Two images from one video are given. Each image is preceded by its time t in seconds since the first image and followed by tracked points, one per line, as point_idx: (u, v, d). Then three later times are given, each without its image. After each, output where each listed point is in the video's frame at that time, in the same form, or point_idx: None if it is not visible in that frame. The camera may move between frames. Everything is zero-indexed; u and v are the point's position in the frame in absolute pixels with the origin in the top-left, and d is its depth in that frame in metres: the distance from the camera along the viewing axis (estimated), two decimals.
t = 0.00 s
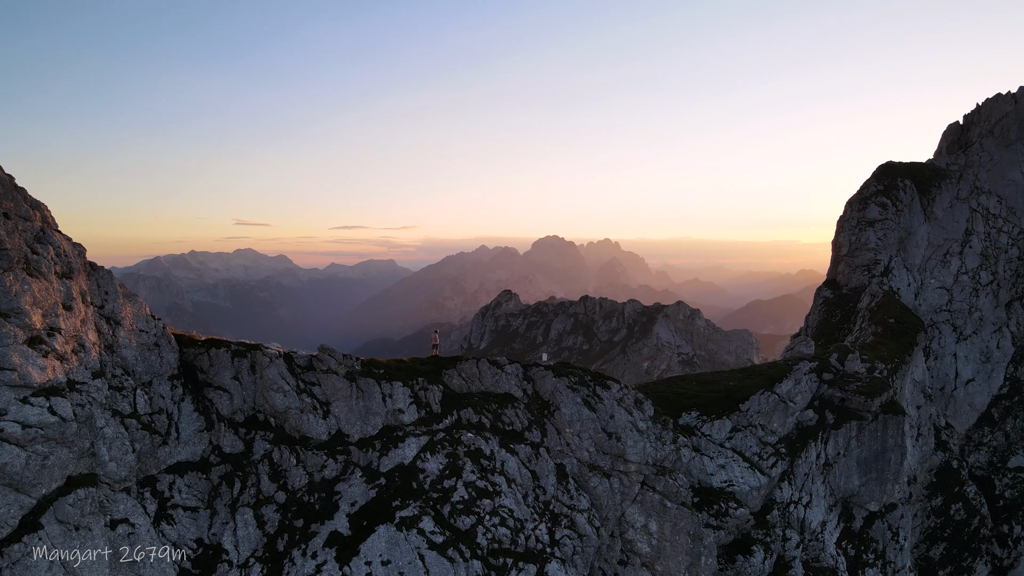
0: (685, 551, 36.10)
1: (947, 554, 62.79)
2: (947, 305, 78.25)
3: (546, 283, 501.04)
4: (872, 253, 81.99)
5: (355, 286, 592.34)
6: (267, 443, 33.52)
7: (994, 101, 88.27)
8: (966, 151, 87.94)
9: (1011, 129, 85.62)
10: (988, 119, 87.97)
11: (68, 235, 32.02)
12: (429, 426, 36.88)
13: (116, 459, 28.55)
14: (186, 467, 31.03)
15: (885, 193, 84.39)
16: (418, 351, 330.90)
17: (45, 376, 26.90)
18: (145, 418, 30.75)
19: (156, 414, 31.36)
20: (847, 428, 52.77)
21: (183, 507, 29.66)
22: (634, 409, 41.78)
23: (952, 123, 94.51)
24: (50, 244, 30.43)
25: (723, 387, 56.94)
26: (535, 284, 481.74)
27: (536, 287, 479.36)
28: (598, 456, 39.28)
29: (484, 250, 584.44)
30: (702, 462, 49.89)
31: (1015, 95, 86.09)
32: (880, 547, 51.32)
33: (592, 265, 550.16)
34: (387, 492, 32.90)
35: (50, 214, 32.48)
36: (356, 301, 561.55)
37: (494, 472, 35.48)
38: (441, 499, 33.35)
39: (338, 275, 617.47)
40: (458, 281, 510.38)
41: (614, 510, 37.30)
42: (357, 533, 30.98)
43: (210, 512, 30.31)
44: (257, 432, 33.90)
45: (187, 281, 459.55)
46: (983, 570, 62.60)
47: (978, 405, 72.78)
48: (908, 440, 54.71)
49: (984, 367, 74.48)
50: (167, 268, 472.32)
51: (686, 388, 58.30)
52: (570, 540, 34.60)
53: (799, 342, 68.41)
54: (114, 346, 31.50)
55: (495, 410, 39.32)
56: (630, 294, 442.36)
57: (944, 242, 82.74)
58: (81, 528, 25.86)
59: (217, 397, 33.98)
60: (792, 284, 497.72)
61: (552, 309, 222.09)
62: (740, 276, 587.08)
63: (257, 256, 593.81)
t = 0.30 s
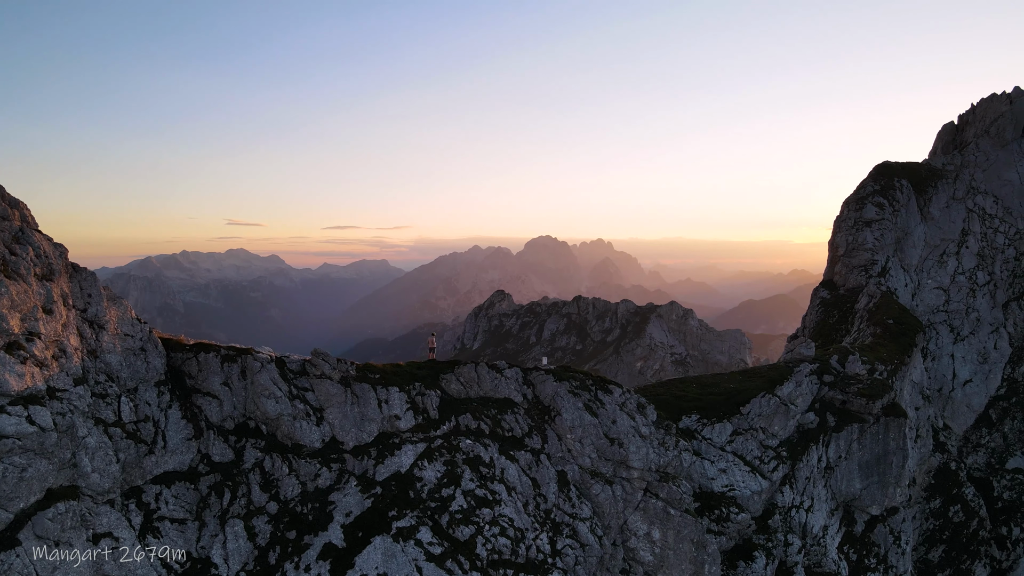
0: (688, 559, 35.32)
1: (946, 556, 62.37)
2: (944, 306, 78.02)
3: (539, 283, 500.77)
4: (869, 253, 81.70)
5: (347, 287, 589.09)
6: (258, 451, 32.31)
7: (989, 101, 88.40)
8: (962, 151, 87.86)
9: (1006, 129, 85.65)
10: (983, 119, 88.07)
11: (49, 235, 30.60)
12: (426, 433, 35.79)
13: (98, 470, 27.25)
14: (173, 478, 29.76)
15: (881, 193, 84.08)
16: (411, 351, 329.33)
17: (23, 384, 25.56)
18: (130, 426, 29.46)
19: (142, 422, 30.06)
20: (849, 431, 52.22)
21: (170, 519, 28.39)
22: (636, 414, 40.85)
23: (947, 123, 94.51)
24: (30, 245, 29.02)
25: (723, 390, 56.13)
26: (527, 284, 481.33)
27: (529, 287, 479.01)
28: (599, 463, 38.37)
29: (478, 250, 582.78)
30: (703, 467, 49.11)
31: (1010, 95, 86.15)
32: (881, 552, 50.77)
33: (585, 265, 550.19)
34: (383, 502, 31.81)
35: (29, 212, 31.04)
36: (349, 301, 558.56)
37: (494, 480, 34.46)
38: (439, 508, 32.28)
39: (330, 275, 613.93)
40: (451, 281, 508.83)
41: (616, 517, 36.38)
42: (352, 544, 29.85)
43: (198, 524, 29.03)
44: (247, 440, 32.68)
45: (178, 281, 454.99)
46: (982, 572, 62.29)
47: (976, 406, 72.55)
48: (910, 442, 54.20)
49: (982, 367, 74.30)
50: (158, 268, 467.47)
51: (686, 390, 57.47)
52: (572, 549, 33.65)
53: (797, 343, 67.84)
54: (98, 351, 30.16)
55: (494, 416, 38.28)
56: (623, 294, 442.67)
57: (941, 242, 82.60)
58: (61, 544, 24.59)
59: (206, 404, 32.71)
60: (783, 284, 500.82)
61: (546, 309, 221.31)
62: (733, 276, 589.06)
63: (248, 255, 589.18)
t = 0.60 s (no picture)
0: (692, 568, 34.44)
1: (944, 558, 62.05)
2: (941, 306, 77.86)
3: (533, 283, 500.42)
4: (866, 253, 81.57)
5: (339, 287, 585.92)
6: (248, 460, 31.08)
7: (984, 101, 88.61)
8: (958, 151, 87.79)
9: (1002, 129, 85.70)
10: (978, 119, 88.24)
11: (27, 234, 29.22)
12: (422, 440, 34.69)
13: (79, 482, 26.03)
14: (159, 488, 28.53)
15: (878, 193, 83.84)
16: (404, 351, 327.74)
17: None
18: (113, 435, 28.18)
19: (125, 430, 28.78)
20: (850, 433, 51.60)
21: (155, 532, 27.15)
22: (638, 419, 39.89)
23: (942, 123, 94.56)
24: (6, 245, 27.61)
25: (723, 392, 55.41)
26: (520, 284, 480.51)
27: (522, 287, 478.51)
28: (600, 469, 37.45)
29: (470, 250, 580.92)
30: (703, 470, 48.40)
31: (1005, 95, 86.25)
32: (882, 556, 50.23)
33: (579, 265, 550.08)
34: (378, 511, 30.73)
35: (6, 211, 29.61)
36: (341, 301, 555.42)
37: (493, 488, 33.43)
38: (436, 518, 31.21)
39: (322, 275, 610.41)
40: (444, 281, 507.14)
41: (618, 525, 35.46)
42: (346, 556, 28.74)
43: (185, 537, 27.79)
44: (237, 448, 31.44)
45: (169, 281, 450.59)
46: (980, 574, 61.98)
47: (974, 407, 72.32)
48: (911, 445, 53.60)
49: (979, 368, 74.14)
50: (149, 268, 462.89)
51: (685, 393, 56.72)
52: (573, 559, 32.72)
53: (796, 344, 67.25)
54: (79, 356, 28.82)
55: (492, 422, 37.22)
56: (616, 294, 442.82)
57: (937, 242, 82.44)
58: (38, 561, 23.41)
59: (193, 411, 31.43)
60: (774, 284, 503.53)
61: (539, 309, 220.58)
62: (725, 276, 590.87)
63: (239, 255, 584.54)
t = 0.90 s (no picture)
0: None
1: (941, 560, 61.65)
2: (938, 306, 77.66)
3: (525, 283, 499.85)
4: (862, 253, 81.43)
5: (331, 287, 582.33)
6: (236, 468, 29.87)
7: (978, 101, 89.17)
8: (954, 150, 87.81)
9: (997, 129, 85.81)
10: (972, 119, 88.90)
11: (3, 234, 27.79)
12: (418, 446, 33.61)
13: (56, 494, 24.78)
14: (142, 499, 27.26)
15: (874, 193, 83.72)
16: (396, 352, 325.83)
17: None
18: (93, 444, 26.88)
19: (107, 439, 27.49)
20: (850, 435, 51.00)
21: (137, 545, 25.90)
22: (639, 423, 39.03)
23: (937, 123, 94.77)
24: None
25: (723, 394, 54.68)
26: (512, 284, 479.67)
27: (515, 287, 477.66)
28: (601, 475, 36.51)
29: (463, 250, 579.13)
30: (703, 474, 47.65)
31: (1000, 95, 86.50)
32: (883, 560, 49.57)
33: (571, 266, 550.05)
34: (372, 521, 29.64)
35: None
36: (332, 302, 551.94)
37: (491, 496, 32.39)
38: (432, 527, 30.13)
39: (313, 275, 606.57)
40: (436, 281, 505.37)
41: (619, 533, 34.51)
42: (338, 569, 27.53)
43: (168, 550, 26.51)
44: (224, 456, 30.19)
45: (159, 280, 445.60)
46: None
47: (971, 408, 72.13)
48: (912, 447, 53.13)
49: (975, 369, 74.06)
50: (139, 268, 457.50)
51: (684, 394, 55.93)
52: (574, 569, 31.73)
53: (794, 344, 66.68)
54: (57, 361, 27.48)
55: (490, 427, 36.18)
56: (608, 294, 442.96)
57: (934, 242, 82.27)
58: None
59: (178, 418, 30.16)
60: (766, 284, 505.85)
61: (532, 309, 219.72)
62: (716, 277, 593.29)
63: (230, 255, 579.61)
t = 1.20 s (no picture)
0: None
1: (939, 563, 61.09)
2: (933, 307, 77.50)
3: (518, 283, 499.28)
4: (858, 253, 81.24)
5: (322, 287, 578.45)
6: (222, 478, 28.61)
7: (971, 101, 89.53)
8: (948, 150, 87.85)
9: (992, 128, 86.02)
10: (966, 119, 89.25)
11: None
12: (412, 454, 32.48)
13: (30, 508, 23.44)
14: (122, 511, 25.94)
15: (870, 193, 83.53)
16: (389, 352, 324.12)
17: None
18: (70, 454, 25.55)
19: (85, 449, 26.15)
20: (851, 438, 50.37)
21: (116, 561, 24.59)
22: (640, 428, 38.22)
23: (930, 123, 95.11)
24: None
25: (722, 396, 53.97)
26: (505, 284, 478.59)
27: (507, 287, 476.92)
28: (601, 483, 35.56)
29: (455, 250, 577.17)
30: (702, 478, 46.92)
31: (994, 96, 86.88)
32: (884, 564, 48.68)
33: (564, 266, 549.69)
34: (364, 533, 28.47)
35: None
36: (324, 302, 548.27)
37: (488, 505, 31.33)
38: (427, 538, 28.99)
39: (304, 275, 602.31)
40: (429, 281, 503.26)
41: (619, 542, 33.53)
42: None
43: (150, 566, 25.19)
44: (209, 465, 28.91)
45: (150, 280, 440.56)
46: None
47: (966, 409, 72.11)
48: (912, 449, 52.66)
49: (971, 369, 73.92)
50: (130, 268, 452.42)
51: (682, 397, 55.17)
52: None
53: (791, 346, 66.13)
54: (32, 368, 26.11)
55: (487, 433, 35.15)
56: (601, 294, 442.86)
57: (929, 242, 82.21)
58: None
59: (161, 426, 28.84)
60: (756, 284, 508.41)
61: (524, 310, 218.98)
62: (708, 277, 595.20)
63: (221, 255, 574.71)
